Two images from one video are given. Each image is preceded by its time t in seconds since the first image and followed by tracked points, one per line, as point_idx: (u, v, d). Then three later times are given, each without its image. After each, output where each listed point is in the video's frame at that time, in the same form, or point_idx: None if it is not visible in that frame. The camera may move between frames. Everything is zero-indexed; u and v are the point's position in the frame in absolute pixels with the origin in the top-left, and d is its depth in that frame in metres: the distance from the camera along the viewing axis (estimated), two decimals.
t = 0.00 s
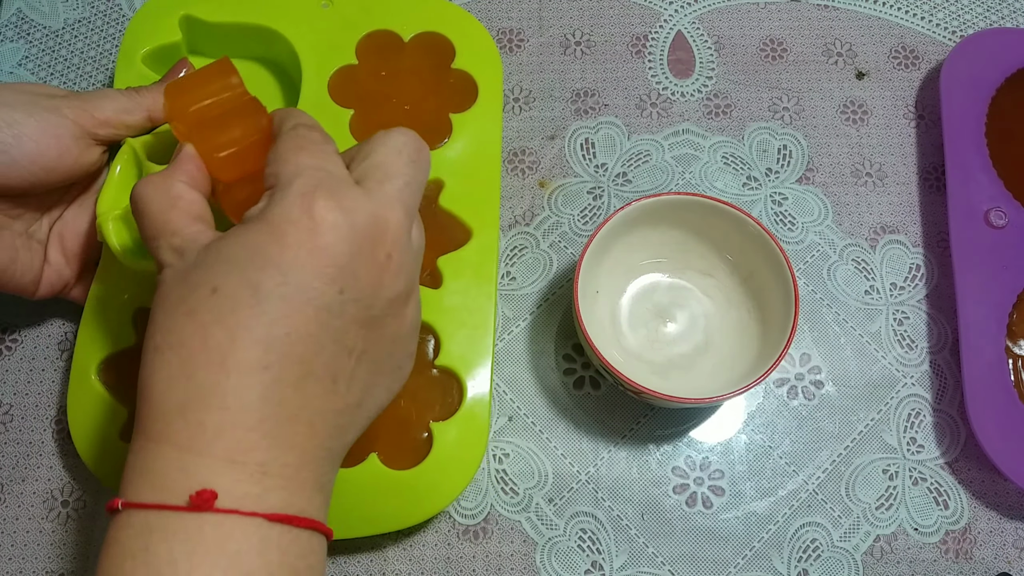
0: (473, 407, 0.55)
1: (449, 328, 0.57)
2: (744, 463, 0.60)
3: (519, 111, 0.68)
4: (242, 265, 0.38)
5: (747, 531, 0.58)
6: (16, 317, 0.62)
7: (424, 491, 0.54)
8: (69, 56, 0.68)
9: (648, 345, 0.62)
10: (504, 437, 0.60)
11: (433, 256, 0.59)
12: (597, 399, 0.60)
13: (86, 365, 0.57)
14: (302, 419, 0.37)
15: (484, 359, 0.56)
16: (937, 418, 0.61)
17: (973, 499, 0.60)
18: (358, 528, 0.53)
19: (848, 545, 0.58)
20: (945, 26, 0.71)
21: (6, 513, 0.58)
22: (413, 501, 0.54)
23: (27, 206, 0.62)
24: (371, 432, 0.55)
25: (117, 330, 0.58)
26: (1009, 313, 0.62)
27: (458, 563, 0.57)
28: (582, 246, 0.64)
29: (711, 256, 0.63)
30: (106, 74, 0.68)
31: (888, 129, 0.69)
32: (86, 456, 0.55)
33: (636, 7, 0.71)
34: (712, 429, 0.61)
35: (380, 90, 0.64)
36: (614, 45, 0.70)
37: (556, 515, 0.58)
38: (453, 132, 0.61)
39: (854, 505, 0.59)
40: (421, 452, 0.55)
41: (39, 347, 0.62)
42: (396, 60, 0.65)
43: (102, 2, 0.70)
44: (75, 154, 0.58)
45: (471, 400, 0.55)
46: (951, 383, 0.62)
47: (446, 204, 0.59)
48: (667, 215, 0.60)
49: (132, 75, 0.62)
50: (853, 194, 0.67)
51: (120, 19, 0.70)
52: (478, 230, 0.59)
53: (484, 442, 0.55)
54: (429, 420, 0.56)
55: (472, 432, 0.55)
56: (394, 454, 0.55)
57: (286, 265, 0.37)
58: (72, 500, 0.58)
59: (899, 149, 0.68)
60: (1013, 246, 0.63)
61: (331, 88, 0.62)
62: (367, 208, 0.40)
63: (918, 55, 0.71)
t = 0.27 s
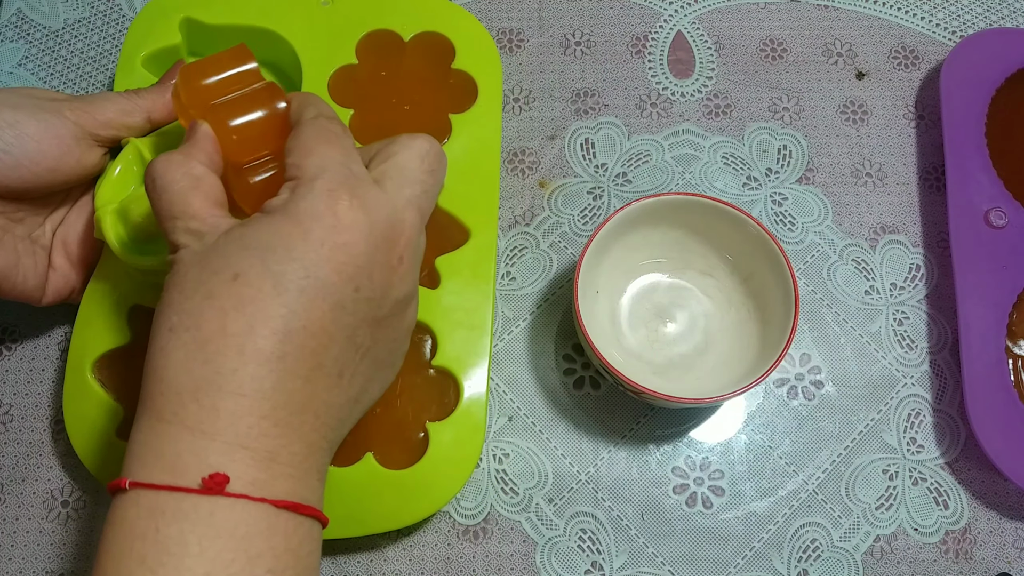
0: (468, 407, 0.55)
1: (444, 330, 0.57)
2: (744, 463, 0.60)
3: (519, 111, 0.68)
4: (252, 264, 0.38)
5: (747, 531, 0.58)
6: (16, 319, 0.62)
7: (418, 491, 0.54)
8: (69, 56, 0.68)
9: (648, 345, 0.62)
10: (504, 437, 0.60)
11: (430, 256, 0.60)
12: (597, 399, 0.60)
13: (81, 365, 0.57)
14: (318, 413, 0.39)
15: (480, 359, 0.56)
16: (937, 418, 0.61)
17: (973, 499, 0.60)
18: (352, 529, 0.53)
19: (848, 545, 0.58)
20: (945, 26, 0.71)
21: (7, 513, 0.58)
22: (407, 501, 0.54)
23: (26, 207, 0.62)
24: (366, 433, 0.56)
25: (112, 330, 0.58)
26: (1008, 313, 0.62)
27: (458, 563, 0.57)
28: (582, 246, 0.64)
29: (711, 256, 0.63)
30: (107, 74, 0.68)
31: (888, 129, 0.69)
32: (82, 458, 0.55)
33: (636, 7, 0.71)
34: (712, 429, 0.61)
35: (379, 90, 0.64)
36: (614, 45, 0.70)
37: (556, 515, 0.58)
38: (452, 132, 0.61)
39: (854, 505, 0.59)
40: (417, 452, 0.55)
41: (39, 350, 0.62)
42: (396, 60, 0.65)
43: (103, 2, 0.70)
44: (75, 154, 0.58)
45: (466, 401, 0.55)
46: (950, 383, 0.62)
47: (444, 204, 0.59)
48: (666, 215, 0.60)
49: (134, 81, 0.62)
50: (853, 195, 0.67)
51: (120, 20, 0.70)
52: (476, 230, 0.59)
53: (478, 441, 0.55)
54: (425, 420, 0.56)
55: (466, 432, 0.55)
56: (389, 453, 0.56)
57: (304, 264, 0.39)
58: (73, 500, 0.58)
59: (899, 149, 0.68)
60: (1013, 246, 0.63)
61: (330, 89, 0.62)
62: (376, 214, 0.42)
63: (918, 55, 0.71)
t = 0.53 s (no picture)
0: (464, 406, 0.55)
1: (441, 330, 0.57)
2: (744, 463, 0.60)
3: (519, 111, 0.68)
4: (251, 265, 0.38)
5: (747, 531, 0.58)
6: (16, 319, 0.62)
7: (415, 488, 0.54)
8: (69, 56, 0.68)
9: (648, 345, 0.62)
10: (504, 437, 0.60)
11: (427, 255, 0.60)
12: (597, 399, 0.60)
13: (79, 364, 0.57)
14: (325, 403, 0.39)
15: (477, 359, 0.56)
16: (937, 418, 0.61)
17: (973, 499, 0.60)
18: (348, 528, 0.53)
19: (848, 545, 0.58)
20: (945, 26, 0.71)
21: (7, 513, 0.58)
22: (402, 499, 0.54)
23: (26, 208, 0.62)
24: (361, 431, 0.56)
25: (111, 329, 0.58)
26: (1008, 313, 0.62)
27: (458, 563, 0.57)
28: (582, 246, 0.64)
29: (711, 256, 0.63)
30: (107, 74, 0.68)
31: (888, 129, 0.69)
32: (77, 457, 0.55)
33: (636, 7, 0.71)
34: (712, 429, 0.61)
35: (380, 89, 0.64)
36: (614, 45, 0.70)
37: (556, 515, 0.58)
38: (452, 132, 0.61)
39: (854, 505, 0.59)
40: (412, 451, 0.55)
41: (39, 350, 0.62)
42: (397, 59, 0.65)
43: (103, 2, 0.70)
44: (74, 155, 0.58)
45: (462, 400, 0.55)
46: (951, 383, 0.62)
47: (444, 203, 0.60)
48: (667, 215, 0.60)
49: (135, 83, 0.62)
50: (853, 194, 0.67)
51: (121, 20, 0.70)
52: (474, 230, 0.59)
53: (474, 440, 0.55)
54: (421, 419, 0.56)
55: (462, 431, 0.55)
56: (385, 452, 0.56)
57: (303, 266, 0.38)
58: (73, 500, 0.58)
59: (899, 149, 0.68)
60: (1013, 246, 0.63)
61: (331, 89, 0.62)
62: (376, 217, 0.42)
63: (918, 55, 0.71)
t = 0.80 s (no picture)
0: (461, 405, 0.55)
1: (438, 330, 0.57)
2: (744, 463, 0.60)
3: (519, 111, 0.68)
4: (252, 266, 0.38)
5: (747, 531, 0.58)
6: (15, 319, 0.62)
7: (416, 484, 0.54)
8: (69, 56, 0.68)
9: (648, 345, 0.62)
10: (504, 437, 0.60)
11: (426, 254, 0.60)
12: (597, 399, 0.60)
13: (77, 363, 0.57)
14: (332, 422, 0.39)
15: (475, 358, 0.56)
16: (937, 418, 0.61)
17: (973, 499, 0.60)
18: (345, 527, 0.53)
19: (848, 545, 0.58)
20: (945, 26, 0.71)
21: (6, 513, 0.58)
22: (399, 498, 0.54)
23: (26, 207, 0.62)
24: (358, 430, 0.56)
25: (109, 329, 0.58)
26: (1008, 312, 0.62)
27: (458, 563, 0.57)
28: (582, 245, 0.64)
29: (711, 255, 0.63)
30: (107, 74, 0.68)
31: (888, 129, 0.69)
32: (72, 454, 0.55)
33: (636, 7, 0.71)
34: (712, 429, 0.61)
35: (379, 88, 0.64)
36: (614, 45, 0.70)
37: (556, 515, 0.58)
38: (450, 131, 0.62)
39: (854, 505, 0.59)
40: (409, 449, 0.55)
41: (39, 349, 0.62)
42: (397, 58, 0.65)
43: (103, 2, 0.70)
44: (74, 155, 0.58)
45: (460, 399, 0.56)
46: (950, 383, 0.62)
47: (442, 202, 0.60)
48: (667, 215, 0.60)
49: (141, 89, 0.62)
50: (853, 194, 0.67)
51: (121, 20, 0.70)
52: (472, 229, 0.59)
53: (471, 439, 0.55)
54: (418, 418, 0.56)
55: (459, 429, 0.55)
56: (382, 451, 0.56)
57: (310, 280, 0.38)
58: (72, 499, 0.58)
59: (899, 149, 0.68)
60: (1013, 245, 0.63)
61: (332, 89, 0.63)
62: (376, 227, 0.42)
63: (918, 55, 0.71)
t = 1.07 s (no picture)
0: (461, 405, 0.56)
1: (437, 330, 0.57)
2: (744, 463, 0.60)
3: (519, 111, 0.68)
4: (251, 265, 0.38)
5: (747, 531, 0.58)
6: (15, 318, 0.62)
7: (416, 484, 0.54)
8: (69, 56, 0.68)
9: (648, 346, 0.61)
10: (504, 437, 0.60)
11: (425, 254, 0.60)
12: (597, 399, 0.60)
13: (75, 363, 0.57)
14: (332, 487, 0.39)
15: (475, 358, 0.56)
16: (937, 418, 0.61)
17: (973, 499, 0.60)
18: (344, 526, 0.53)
19: (848, 545, 0.58)
20: (945, 26, 0.71)
21: (6, 513, 0.58)
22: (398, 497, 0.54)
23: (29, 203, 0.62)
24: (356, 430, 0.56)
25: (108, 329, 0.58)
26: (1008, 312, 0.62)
27: (458, 563, 0.57)
28: (582, 245, 0.64)
29: (711, 255, 0.63)
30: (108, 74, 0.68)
31: (888, 129, 0.69)
32: (70, 455, 0.55)
33: (636, 7, 0.71)
34: (712, 429, 0.61)
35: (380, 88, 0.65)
36: (614, 45, 0.70)
37: (556, 515, 0.58)
38: (450, 130, 0.62)
39: (854, 505, 0.59)
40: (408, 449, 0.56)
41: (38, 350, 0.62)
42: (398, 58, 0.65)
43: (102, 2, 0.70)
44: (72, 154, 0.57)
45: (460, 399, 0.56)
46: (951, 382, 0.62)
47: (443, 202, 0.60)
48: (666, 215, 0.60)
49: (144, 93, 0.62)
50: (853, 194, 0.67)
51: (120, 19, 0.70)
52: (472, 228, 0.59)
53: (470, 438, 0.55)
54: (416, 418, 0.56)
55: (457, 429, 0.55)
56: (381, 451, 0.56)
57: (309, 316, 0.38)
58: (72, 500, 0.58)
59: (898, 149, 0.68)
60: (1013, 245, 0.63)
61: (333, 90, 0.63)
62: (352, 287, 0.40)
63: (918, 55, 0.71)
